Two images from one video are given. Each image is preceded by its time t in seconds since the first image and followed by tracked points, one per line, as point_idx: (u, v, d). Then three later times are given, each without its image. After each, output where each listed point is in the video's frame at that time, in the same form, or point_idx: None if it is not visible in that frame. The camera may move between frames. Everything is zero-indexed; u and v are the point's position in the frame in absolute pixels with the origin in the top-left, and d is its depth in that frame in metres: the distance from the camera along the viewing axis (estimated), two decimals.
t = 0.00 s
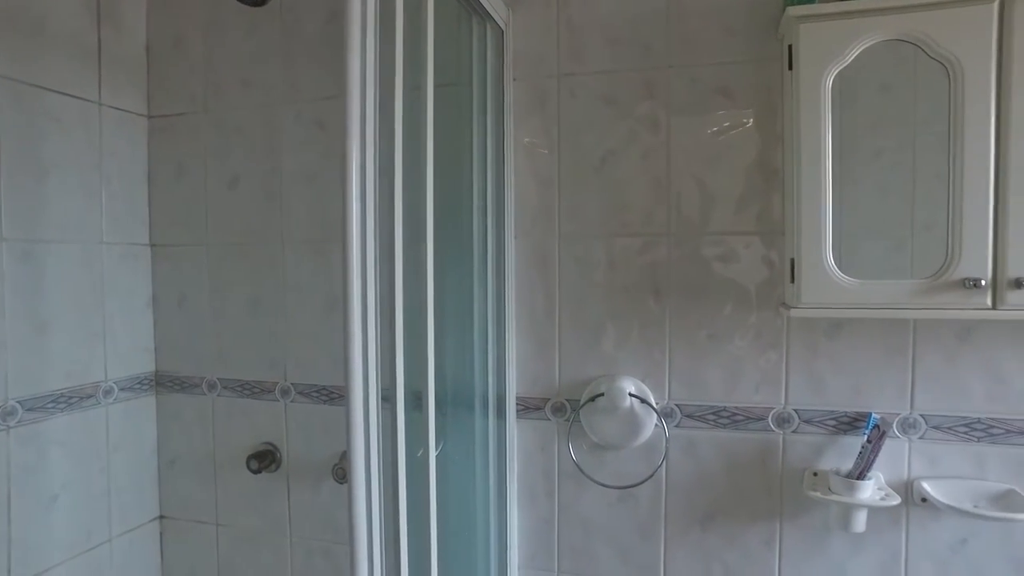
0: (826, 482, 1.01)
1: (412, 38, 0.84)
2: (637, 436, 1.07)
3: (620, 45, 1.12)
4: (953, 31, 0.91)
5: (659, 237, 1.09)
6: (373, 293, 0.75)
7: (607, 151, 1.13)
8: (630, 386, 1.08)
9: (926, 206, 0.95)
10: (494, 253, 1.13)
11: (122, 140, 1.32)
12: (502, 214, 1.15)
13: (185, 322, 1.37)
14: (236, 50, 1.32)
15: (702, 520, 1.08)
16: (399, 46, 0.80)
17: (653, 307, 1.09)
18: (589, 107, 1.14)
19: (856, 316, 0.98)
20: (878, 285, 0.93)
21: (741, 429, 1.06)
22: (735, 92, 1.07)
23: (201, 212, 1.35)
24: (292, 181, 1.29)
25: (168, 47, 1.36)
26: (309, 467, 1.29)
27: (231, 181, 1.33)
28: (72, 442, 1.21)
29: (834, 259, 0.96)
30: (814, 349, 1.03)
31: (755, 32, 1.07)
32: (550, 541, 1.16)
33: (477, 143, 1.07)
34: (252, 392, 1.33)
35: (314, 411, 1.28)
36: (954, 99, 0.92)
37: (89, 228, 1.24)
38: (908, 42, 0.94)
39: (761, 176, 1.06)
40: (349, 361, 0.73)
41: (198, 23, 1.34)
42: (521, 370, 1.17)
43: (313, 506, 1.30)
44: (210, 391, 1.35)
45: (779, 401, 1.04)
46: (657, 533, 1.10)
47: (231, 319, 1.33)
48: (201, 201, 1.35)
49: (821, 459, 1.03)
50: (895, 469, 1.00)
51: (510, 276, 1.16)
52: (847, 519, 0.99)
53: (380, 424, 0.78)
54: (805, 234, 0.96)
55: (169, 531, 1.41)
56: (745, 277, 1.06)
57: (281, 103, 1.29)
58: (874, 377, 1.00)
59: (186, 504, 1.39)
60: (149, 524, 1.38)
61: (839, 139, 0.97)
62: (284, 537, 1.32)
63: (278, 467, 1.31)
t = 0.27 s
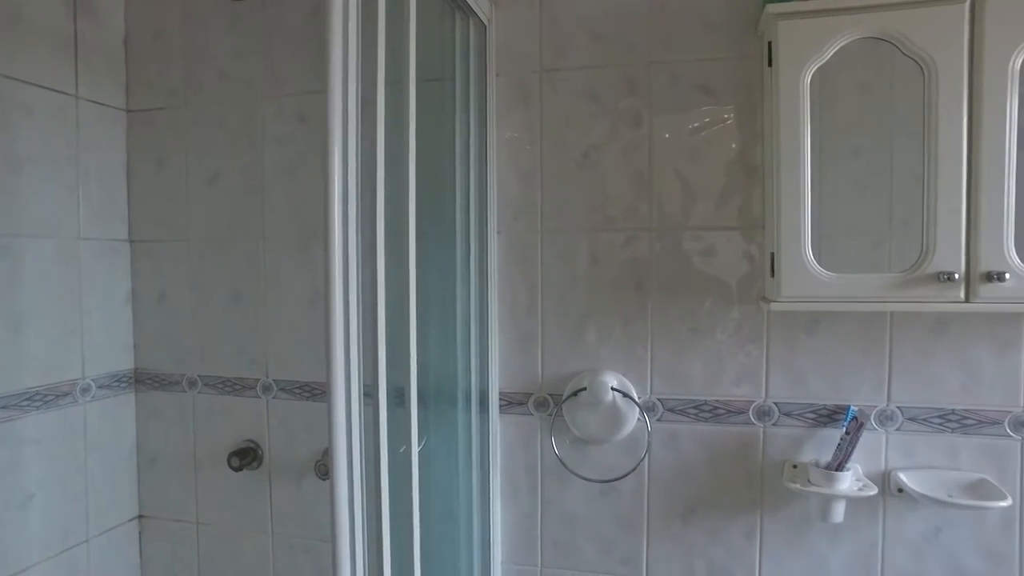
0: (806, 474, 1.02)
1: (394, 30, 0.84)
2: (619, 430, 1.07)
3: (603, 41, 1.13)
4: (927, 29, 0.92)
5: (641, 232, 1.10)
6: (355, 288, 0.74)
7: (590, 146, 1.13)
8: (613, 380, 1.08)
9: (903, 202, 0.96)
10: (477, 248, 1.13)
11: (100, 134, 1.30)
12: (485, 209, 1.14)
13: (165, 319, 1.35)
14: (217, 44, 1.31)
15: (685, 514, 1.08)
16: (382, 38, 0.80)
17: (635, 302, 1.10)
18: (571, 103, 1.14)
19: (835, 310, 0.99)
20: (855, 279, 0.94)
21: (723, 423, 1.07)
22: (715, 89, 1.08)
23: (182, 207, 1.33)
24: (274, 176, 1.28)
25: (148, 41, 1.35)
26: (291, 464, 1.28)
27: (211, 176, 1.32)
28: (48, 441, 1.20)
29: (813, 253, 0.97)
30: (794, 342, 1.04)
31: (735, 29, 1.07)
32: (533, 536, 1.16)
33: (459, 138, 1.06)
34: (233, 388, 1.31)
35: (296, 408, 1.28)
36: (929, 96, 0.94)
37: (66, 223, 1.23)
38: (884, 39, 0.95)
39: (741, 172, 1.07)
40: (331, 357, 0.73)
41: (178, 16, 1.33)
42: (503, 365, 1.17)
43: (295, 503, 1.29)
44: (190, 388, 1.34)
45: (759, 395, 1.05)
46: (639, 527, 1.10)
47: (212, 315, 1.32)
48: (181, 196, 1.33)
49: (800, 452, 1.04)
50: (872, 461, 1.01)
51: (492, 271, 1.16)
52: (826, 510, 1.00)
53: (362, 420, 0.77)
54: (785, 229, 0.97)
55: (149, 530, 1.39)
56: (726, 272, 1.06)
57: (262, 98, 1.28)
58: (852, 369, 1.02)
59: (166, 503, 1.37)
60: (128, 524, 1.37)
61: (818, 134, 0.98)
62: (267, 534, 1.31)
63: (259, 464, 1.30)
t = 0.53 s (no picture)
0: (783, 465, 1.03)
1: (373, 21, 0.83)
2: (599, 423, 1.08)
3: (583, 35, 1.13)
4: (900, 25, 0.93)
5: (619, 226, 1.10)
6: (332, 281, 0.74)
7: (569, 140, 1.13)
8: (592, 373, 1.08)
9: (877, 195, 0.97)
10: (456, 242, 1.12)
11: (73, 127, 1.28)
12: (464, 202, 1.14)
13: (140, 314, 1.33)
14: (194, 36, 1.29)
15: (664, 506, 1.09)
16: (360, 28, 0.79)
17: (614, 295, 1.10)
18: (551, 97, 1.14)
19: (810, 302, 1.00)
20: (831, 271, 0.95)
21: (701, 415, 1.07)
22: (693, 83, 1.09)
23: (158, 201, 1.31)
24: (252, 170, 1.26)
25: (123, 32, 1.33)
26: (270, 460, 1.27)
27: (188, 170, 1.30)
28: (20, 439, 1.17)
29: (790, 246, 0.98)
30: (771, 335, 1.05)
31: (713, 24, 1.08)
32: (513, 530, 1.16)
33: (438, 130, 1.06)
34: (210, 384, 1.30)
35: (275, 403, 1.26)
36: (901, 91, 0.95)
37: (38, 216, 1.20)
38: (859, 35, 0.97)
39: (719, 167, 1.07)
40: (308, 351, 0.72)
41: (154, 8, 1.31)
42: (483, 359, 1.17)
43: (274, 499, 1.28)
44: (167, 384, 1.32)
45: (737, 387, 1.06)
46: (619, 520, 1.11)
47: (189, 310, 1.30)
48: (157, 190, 1.32)
49: (777, 443, 1.05)
50: (847, 451, 1.03)
51: (472, 265, 1.16)
52: (802, 500, 1.01)
53: (340, 415, 0.77)
54: (761, 223, 0.98)
55: (124, 529, 1.37)
56: (705, 266, 1.07)
57: (240, 90, 1.27)
58: (828, 361, 1.03)
59: (141, 501, 1.36)
60: (103, 523, 1.35)
61: (795, 129, 0.99)
62: (245, 531, 1.30)
63: (237, 461, 1.28)
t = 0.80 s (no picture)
0: (762, 457, 1.04)
1: (353, 14, 0.83)
2: (580, 417, 1.08)
3: (563, 32, 1.13)
4: (873, 22, 0.95)
5: (600, 220, 1.11)
6: (312, 276, 0.73)
7: (550, 136, 1.14)
8: (573, 367, 1.09)
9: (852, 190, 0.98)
10: (437, 237, 1.12)
11: (49, 121, 1.26)
12: (445, 198, 1.14)
13: (118, 311, 1.32)
14: (173, 30, 1.28)
15: (645, 498, 1.10)
16: (341, 21, 0.78)
17: (595, 289, 1.11)
18: (533, 93, 1.14)
19: (788, 295, 1.01)
20: (808, 265, 0.96)
21: (681, 408, 1.08)
22: (673, 80, 1.10)
23: (136, 196, 1.30)
24: (232, 165, 1.25)
25: (100, 26, 1.31)
26: (251, 457, 1.27)
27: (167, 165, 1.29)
28: None
29: (767, 240, 0.99)
30: (750, 328, 1.06)
31: (692, 21, 1.09)
32: (496, 524, 1.16)
33: (420, 125, 1.06)
34: (190, 381, 1.29)
35: (256, 400, 1.26)
36: (875, 88, 0.96)
37: (12, 211, 1.18)
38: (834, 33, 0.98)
39: (699, 163, 1.08)
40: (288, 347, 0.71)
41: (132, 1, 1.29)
42: (465, 353, 1.17)
43: (255, 496, 1.27)
44: (146, 381, 1.31)
45: (717, 380, 1.07)
46: (601, 513, 1.11)
47: (168, 306, 1.29)
48: (135, 185, 1.30)
49: (757, 436, 1.06)
50: (824, 442, 1.04)
51: (453, 260, 1.16)
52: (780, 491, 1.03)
53: (320, 411, 0.76)
54: (740, 218, 0.99)
55: (102, 529, 1.35)
56: (684, 260, 1.08)
57: (220, 85, 1.26)
58: (805, 354, 1.04)
59: (119, 500, 1.34)
60: (79, 522, 1.33)
61: (772, 124, 1.00)
62: (226, 529, 1.29)
63: (218, 458, 1.27)
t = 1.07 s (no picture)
0: (741, 449, 1.05)
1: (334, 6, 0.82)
2: (562, 411, 1.08)
3: (545, 28, 1.14)
4: (849, 21, 0.96)
5: (581, 216, 1.11)
6: (292, 270, 0.72)
7: (531, 131, 1.14)
8: (555, 361, 1.09)
9: (830, 186, 1.00)
10: (419, 232, 1.12)
11: (24, 114, 1.24)
12: (427, 193, 1.14)
13: (96, 307, 1.30)
14: (152, 23, 1.27)
15: (626, 492, 1.10)
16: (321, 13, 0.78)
17: (577, 284, 1.11)
18: (515, 89, 1.15)
19: (767, 289, 1.02)
20: (786, 260, 0.98)
21: (662, 402, 1.09)
22: (654, 76, 1.10)
23: (114, 192, 1.28)
24: (212, 160, 1.24)
25: (77, 18, 1.29)
26: (231, 454, 1.25)
27: (146, 160, 1.27)
28: None
29: (747, 234, 1.00)
30: (729, 322, 1.07)
31: (672, 18, 1.10)
32: (478, 519, 1.16)
33: (402, 119, 1.05)
34: (169, 378, 1.27)
35: (236, 396, 1.25)
36: (851, 85, 0.98)
37: None
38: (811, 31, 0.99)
39: (680, 159, 1.09)
40: (268, 342, 0.71)
41: None
42: (447, 349, 1.17)
43: (236, 493, 1.26)
44: (125, 378, 1.29)
45: (697, 374, 1.08)
46: (583, 506, 1.12)
47: (147, 303, 1.28)
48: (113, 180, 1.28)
49: (736, 429, 1.07)
50: (802, 435, 1.05)
51: (435, 255, 1.15)
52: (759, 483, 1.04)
53: (301, 407, 0.76)
54: (720, 213, 1.00)
55: (78, 528, 1.33)
56: (665, 255, 1.09)
57: (200, 79, 1.24)
58: (784, 347, 1.05)
59: (97, 499, 1.32)
60: (55, 523, 1.31)
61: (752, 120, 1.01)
62: (206, 527, 1.28)
63: (198, 456, 1.26)
